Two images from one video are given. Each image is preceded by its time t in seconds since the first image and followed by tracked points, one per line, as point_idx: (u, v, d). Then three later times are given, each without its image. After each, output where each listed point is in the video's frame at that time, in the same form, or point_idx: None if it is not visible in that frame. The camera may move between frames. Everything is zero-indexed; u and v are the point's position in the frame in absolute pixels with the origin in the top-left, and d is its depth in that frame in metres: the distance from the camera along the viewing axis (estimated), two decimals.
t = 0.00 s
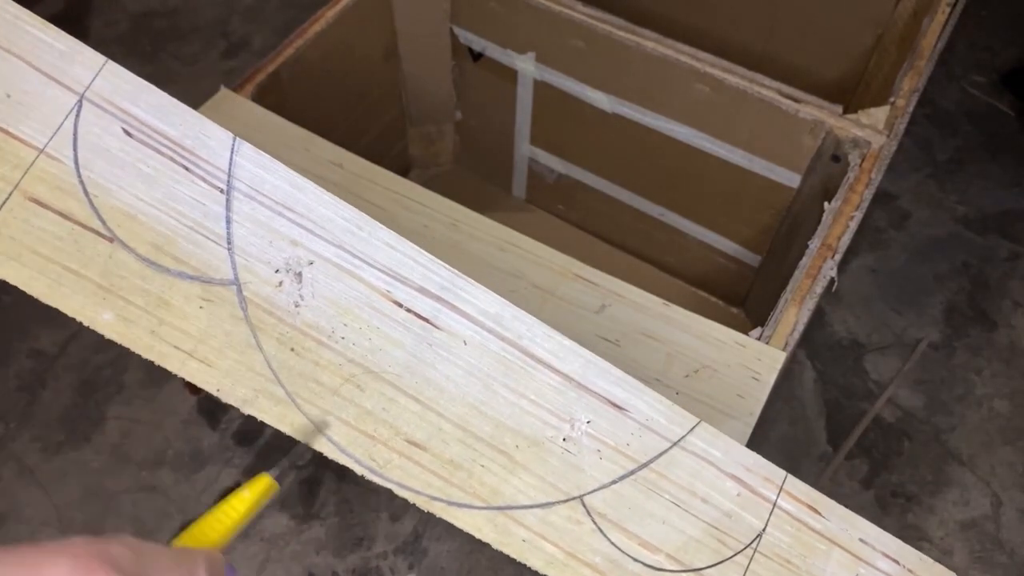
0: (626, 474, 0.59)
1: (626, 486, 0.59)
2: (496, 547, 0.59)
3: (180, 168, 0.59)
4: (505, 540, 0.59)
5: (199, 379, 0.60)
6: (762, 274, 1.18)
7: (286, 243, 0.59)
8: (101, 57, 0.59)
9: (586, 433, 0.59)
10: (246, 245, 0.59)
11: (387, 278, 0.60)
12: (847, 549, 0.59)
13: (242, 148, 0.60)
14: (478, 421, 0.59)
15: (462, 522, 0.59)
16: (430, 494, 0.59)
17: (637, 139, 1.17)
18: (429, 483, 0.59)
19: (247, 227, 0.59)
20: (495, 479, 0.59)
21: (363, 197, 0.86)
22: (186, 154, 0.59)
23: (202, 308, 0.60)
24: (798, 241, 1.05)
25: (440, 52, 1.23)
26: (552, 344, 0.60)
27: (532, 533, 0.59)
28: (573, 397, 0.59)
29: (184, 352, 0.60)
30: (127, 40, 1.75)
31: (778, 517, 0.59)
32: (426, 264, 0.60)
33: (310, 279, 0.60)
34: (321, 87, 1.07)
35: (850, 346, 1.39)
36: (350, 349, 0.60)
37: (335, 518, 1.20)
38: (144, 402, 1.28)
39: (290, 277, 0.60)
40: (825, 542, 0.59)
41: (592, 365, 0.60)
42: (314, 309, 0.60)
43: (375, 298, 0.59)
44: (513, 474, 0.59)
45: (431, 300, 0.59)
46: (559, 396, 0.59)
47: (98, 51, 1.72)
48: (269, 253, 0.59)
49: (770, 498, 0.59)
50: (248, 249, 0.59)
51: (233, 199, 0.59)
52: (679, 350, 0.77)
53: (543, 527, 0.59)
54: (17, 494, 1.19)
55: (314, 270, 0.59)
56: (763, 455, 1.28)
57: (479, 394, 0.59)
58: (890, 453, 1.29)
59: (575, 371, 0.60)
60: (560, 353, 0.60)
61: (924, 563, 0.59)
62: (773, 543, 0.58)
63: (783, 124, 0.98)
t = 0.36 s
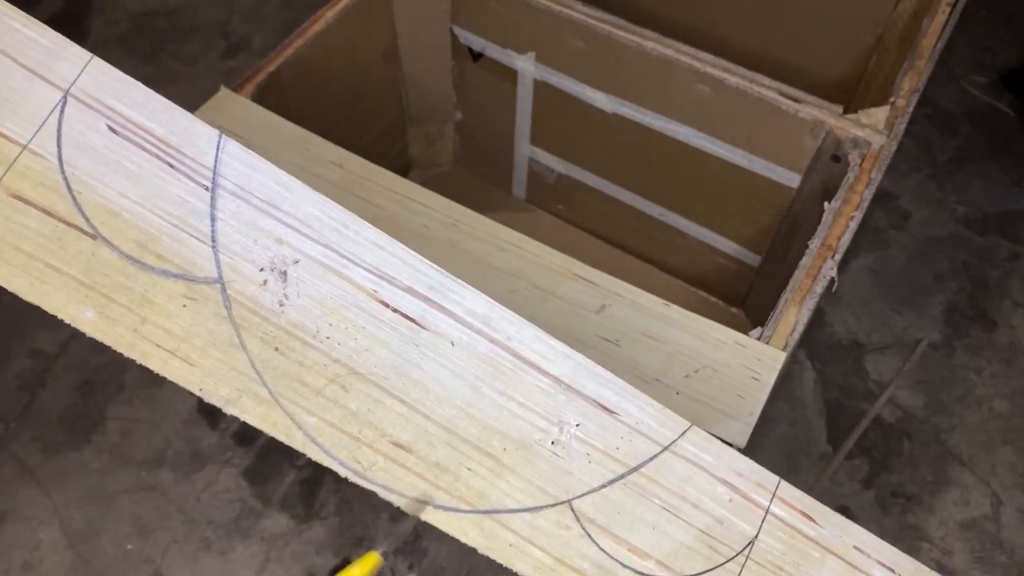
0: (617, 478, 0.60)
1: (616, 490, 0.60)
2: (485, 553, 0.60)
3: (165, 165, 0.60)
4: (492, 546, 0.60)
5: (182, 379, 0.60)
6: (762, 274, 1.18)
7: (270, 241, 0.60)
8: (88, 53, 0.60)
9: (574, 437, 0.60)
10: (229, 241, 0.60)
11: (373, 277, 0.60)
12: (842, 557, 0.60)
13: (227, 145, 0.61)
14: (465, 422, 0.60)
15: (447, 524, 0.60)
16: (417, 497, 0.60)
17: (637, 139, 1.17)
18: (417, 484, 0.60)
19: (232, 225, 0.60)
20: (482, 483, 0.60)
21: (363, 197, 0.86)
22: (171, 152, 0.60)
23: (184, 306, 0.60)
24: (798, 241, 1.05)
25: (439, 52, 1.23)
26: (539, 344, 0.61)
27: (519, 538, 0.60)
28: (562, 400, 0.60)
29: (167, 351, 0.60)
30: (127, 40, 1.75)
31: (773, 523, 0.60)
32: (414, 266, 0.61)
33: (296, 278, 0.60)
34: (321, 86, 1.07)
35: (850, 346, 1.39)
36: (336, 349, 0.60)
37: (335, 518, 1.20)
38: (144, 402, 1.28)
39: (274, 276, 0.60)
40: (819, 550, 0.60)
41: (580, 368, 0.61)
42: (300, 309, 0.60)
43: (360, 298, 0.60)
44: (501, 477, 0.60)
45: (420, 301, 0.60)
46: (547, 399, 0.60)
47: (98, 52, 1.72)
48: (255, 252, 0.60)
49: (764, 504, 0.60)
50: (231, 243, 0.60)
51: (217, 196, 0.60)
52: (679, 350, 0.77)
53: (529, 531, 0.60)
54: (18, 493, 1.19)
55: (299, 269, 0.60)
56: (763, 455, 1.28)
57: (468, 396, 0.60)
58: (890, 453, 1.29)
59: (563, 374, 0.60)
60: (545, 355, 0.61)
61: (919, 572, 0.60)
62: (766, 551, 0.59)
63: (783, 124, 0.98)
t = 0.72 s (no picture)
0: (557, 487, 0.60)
1: (556, 499, 0.60)
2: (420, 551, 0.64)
3: (104, 172, 0.57)
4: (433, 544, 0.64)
5: (118, 384, 0.62)
6: (762, 274, 1.18)
7: (209, 248, 0.58)
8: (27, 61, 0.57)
9: (514, 446, 0.60)
10: (165, 246, 0.58)
11: (315, 285, 0.58)
12: (785, 566, 0.60)
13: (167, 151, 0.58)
14: (404, 430, 0.60)
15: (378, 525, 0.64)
16: (352, 504, 0.63)
17: (636, 138, 1.17)
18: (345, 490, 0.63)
19: (169, 231, 0.57)
20: (421, 490, 0.61)
21: (363, 197, 0.86)
22: (110, 157, 0.57)
23: (122, 313, 0.59)
24: (798, 241, 1.05)
25: (440, 52, 1.23)
26: (483, 353, 0.59)
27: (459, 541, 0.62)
28: (500, 408, 0.59)
29: (101, 357, 0.61)
30: (127, 39, 1.75)
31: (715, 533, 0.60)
32: (356, 272, 0.58)
33: (233, 285, 0.58)
34: (321, 87, 1.07)
35: (850, 346, 1.40)
36: (273, 356, 0.59)
37: (335, 518, 1.20)
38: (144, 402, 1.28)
39: (212, 282, 0.58)
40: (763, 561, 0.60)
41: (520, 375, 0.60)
42: (236, 315, 0.59)
43: (300, 305, 0.58)
44: (442, 484, 0.61)
45: (360, 308, 0.58)
46: (489, 407, 0.59)
47: (98, 52, 1.72)
48: (193, 258, 0.58)
49: (707, 513, 0.61)
50: (166, 245, 0.58)
51: (156, 203, 0.57)
52: (679, 349, 0.77)
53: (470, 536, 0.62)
54: (18, 493, 1.19)
55: (238, 276, 0.58)
56: (763, 455, 1.28)
57: (408, 403, 0.59)
58: (890, 453, 1.29)
59: (506, 383, 0.59)
60: (491, 364, 0.59)
61: None
62: (709, 560, 0.60)
63: (783, 125, 0.98)
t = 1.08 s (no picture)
0: (516, 477, 0.61)
1: (514, 492, 0.61)
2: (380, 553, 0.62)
3: (58, 168, 0.59)
4: (387, 543, 0.61)
5: (69, 380, 0.61)
6: (762, 274, 1.18)
7: (163, 243, 0.59)
8: None
9: (472, 438, 0.60)
10: (121, 242, 0.59)
11: (269, 279, 0.60)
12: (742, 558, 0.61)
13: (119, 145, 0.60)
14: (361, 425, 0.60)
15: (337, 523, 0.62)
16: (307, 499, 0.62)
17: (636, 138, 1.17)
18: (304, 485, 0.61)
19: (122, 225, 0.59)
20: (378, 485, 0.61)
21: (363, 197, 0.86)
22: (65, 154, 0.59)
23: (74, 308, 0.60)
24: (798, 241, 1.05)
25: (440, 51, 1.23)
26: (440, 347, 0.61)
27: (415, 539, 0.61)
28: (458, 400, 0.61)
29: (52, 353, 0.60)
30: (127, 39, 1.75)
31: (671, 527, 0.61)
32: (310, 265, 0.60)
33: (186, 279, 0.59)
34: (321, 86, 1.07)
35: (850, 346, 1.40)
36: (226, 350, 0.60)
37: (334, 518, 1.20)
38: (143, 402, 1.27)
39: (166, 277, 0.59)
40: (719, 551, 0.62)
41: (479, 369, 0.61)
42: (189, 309, 0.60)
43: (254, 299, 0.60)
44: (398, 479, 0.61)
45: (315, 302, 0.60)
46: (447, 400, 0.60)
47: (98, 52, 1.72)
48: (146, 252, 0.59)
49: (663, 504, 0.62)
50: (123, 240, 0.59)
51: (109, 197, 0.59)
52: (679, 349, 0.77)
53: (426, 533, 0.61)
54: (18, 493, 1.19)
55: (190, 270, 0.59)
56: (763, 455, 1.28)
57: (365, 398, 0.60)
58: (890, 453, 1.29)
59: (464, 376, 0.61)
60: (451, 358, 0.61)
61: (818, 573, 0.62)
62: (666, 551, 0.61)
63: (783, 124, 0.98)
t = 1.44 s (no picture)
0: (466, 486, 0.61)
1: (463, 501, 0.61)
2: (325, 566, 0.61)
3: None
4: (330, 554, 0.61)
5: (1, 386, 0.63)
6: (762, 274, 1.18)
7: (102, 248, 0.65)
8: None
9: (418, 447, 0.62)
10: (57, 247, 0.65)
11: (212, 285, 0.65)
12: (700, 570, 0.61)
13: (59, 151, 0.68)
14: (303, 433, 0.62)
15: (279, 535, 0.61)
16: (247, 508, 0.61)
17: (637, 138, 1.17)
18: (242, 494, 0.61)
19: (63, 229, 0.65)
20: (321, 494, 0.61)
21: (363, 197, 0.86)
22: (5, 158, 0.67)
23: (8, 312, 0.64)
24: (798, 241, 1.05)
25: (440, 52, 1.23)
26: (388, 355, 0.64)
27: (360, 550, 0.61)
28: (405, 408, 0.62)
29: None
30: (127, 40, 1.75)
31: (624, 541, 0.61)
32: (254, 275, 0.65)
33: (124, 283, 0.64)
34: (321, 87, 1.07)
35: (850, 346, 1.40)
36: (165, 356, 0.63)
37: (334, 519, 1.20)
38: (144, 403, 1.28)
39: (103, 281, 0.64)
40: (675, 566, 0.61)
41: (428, 377, 0.63)
42: (127, 315, 0.64)
43: (193, 303, 0.64)
44: (341, 488, 0.61)
45: (258, 308, 0.64)
46: (395, 407, 0.62)
47: (98, 52, 1.72)
48: (85, 258, 0.65)
49: (619, 515, 0.61)
50: (57, 243, 0.65)
51: (47, 201, 0.66)
52: (679, 349, 0.77)
53: (370, 544, 0.61)
54: (18, 493, 1.20)
55: (128, 274, 0.64)
56: (763, 455, 1.28)
57: (308, 403, 0.62)
58: (889, 453, 1.29)
59: (413, 383, 0.63)
60: (399, 368, 0.64)
61: None
62: (621, 562, 0.60)
63: (782, 125, 0.98)
